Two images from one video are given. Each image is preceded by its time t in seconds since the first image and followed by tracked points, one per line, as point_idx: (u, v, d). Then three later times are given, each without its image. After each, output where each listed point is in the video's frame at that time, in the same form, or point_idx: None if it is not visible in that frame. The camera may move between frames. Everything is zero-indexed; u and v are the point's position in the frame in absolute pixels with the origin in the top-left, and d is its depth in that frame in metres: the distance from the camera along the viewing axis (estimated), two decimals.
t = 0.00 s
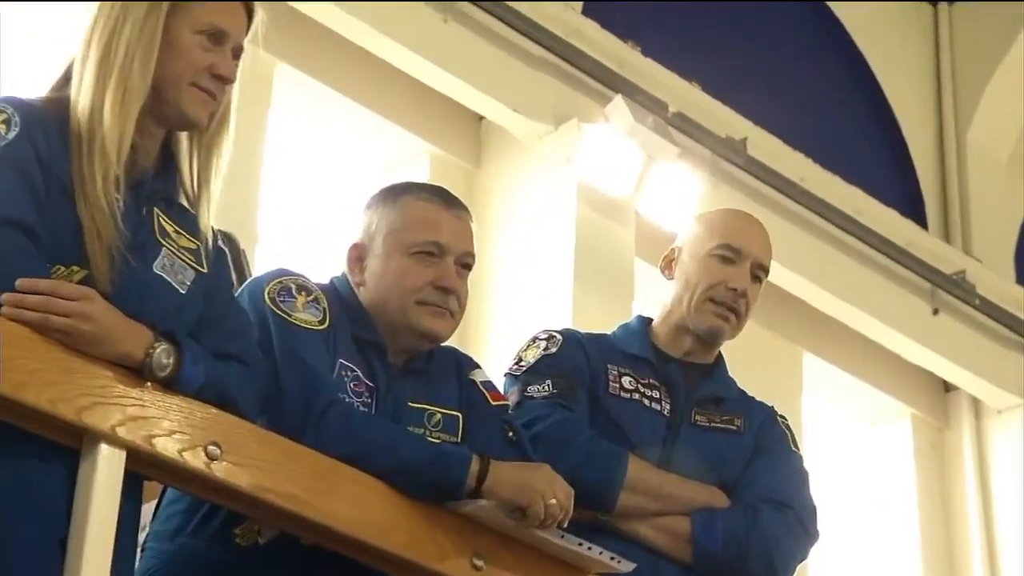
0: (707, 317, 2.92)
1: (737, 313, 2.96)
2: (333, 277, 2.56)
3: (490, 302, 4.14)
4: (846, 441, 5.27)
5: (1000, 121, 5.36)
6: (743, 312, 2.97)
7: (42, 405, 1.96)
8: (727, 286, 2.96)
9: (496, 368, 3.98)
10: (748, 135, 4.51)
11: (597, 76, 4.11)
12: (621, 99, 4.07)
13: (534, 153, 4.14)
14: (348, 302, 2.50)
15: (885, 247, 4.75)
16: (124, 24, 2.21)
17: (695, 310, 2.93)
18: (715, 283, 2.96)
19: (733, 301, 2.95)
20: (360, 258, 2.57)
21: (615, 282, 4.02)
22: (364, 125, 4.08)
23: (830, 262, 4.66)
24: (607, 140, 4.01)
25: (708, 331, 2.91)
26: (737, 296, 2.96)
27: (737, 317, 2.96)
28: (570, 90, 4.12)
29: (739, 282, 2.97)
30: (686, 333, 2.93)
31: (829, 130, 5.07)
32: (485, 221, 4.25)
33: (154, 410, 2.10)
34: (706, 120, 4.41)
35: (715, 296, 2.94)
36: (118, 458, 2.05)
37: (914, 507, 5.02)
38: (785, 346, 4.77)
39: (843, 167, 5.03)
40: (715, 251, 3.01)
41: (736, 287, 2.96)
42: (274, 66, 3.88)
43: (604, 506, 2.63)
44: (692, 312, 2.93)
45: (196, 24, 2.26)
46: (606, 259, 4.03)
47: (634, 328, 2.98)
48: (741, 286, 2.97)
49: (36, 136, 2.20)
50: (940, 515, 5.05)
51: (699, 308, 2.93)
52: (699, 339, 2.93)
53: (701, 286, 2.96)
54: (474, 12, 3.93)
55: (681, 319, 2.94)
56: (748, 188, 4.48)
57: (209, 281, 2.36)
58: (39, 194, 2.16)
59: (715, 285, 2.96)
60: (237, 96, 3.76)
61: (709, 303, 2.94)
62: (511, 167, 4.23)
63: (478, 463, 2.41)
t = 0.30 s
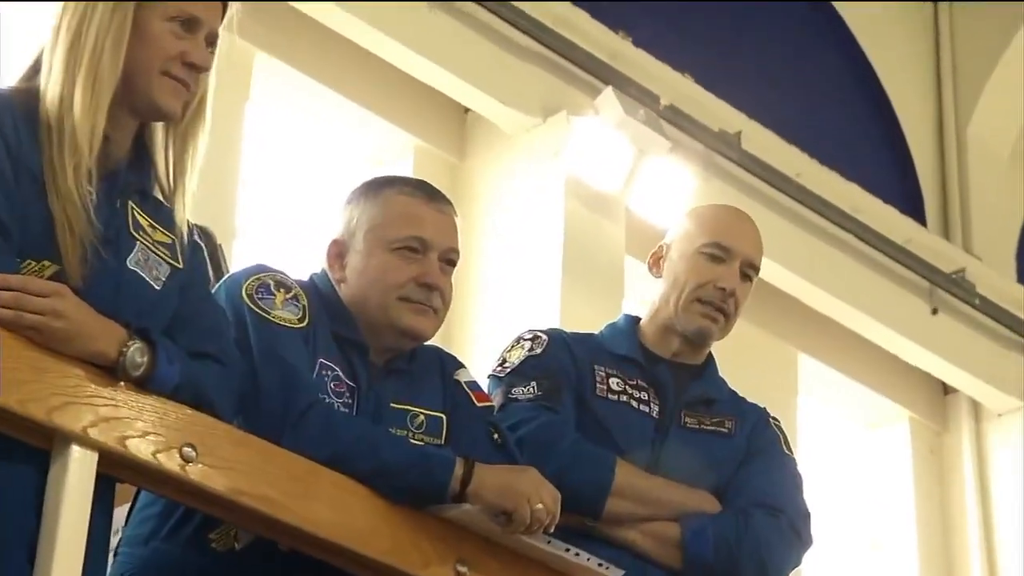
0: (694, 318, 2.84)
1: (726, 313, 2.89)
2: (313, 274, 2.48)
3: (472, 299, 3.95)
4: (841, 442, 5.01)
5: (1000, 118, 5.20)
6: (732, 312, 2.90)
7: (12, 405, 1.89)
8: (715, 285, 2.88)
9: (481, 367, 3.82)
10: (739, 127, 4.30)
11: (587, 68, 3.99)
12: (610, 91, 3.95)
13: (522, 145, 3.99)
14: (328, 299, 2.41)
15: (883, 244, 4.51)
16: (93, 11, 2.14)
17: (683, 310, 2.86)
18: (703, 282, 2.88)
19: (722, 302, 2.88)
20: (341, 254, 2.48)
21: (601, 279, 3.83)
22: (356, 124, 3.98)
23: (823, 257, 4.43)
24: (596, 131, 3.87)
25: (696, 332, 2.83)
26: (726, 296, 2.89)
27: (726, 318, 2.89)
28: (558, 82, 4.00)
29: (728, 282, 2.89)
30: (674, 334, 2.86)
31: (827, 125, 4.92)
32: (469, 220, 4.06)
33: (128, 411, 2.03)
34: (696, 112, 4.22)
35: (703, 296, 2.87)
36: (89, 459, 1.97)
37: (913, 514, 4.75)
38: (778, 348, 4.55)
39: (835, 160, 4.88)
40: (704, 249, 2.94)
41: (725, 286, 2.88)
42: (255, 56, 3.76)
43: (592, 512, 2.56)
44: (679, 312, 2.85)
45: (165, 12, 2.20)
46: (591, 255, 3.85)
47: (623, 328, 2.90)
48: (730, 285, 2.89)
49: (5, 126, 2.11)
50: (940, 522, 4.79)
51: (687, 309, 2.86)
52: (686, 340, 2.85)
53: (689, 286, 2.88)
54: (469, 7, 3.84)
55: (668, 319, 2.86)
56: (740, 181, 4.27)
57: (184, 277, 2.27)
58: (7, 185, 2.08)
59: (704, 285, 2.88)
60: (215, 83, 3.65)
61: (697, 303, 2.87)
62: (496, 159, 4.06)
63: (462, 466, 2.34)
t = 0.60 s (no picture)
0: (684, 316, 2.77)
1: (716, 310, 2.81)
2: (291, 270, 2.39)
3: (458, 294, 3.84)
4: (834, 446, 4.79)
5: (1005, 114, 4.89)
6: (722, 309, 2.82)
7: None
8: (704, 281, 2.81)
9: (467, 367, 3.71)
10: (733, 120, 4.21)
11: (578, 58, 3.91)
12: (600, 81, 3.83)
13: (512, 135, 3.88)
14: (307, 297, 2.33)
15: (880, 240, 4.34)
16: None
17: (671, 308, 2.78)
18: (691, 279, 2.81)
19: (711, 298, 2.80)
20: (321, 249, 2.40)
21: (588, 276, 3.70)
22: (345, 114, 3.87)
23: (816, 250, 4.29)
24: (585, 124, 3.76)
25: (685, 330, 2.76)
26: (715, 292, 2.81)
27: (716, 315, 2.81)
28: (546, 70, 3.91)
29: (716, 277, 2.82)
30: (662, 333, 2.78)
31: (820, 126, 4.70)
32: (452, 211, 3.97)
33: (100, 411, 1.95)
34: (690, 103, 4.14)
35: (691, 294, 2.79)
36: (59, 461, 1.90)
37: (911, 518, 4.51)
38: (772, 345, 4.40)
39: (839, 154, 4.68)
40: (692, 244, 2.86)
41: (714, 282, 2.81)
42: (234, 45, 3.68)
43: (580, 517, 2.47)
44: (667, 310, 2.78)
45: None
46: (575, 249, 3.71)
47: (610, 327, 2.82)
48: (719, 281, 2.82)
49: None
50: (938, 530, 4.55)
51: (676, 307, 2.78)
52: (675, 339, 2.77)
53: (677, 283, 2.81)
54: None
55: (656, 318, 2.79)
56: (734, 175, 4.16)
57: (158, 271, 2.19)
58: None
59: (692, 282, 2.81)
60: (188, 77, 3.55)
61: (686, 301, 2.79)
62: (485, 148, 3.94)
63: (445, 469, 2.25)
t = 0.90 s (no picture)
0: (681, 311, 2.69)
1: (713, 306, 2.74)
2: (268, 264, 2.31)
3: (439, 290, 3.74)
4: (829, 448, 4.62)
5: (1010, 107, 4.74)
6: (719, 305, 2.75)
7: None
8: (702, 276, 2.73)
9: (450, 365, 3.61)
10: (729, 110, 4.06)
11: (565, 44, 3.77)
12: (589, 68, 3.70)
13: (491, 130, 3.78)
14: (284, 292, 2.25)
15: (881, 237, 4.21)
16: None
17: (668, 303, 2.70)
18: (689, 273, 2.73)
19: (709, 294, 2.72)
20: (299, 242, 2.31)
21: (579, 274, 3.62)
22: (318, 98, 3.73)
23: (813, 249, 4.14)
24: (574, 113, 3.66)
25: (682, 326, 2.68)
26: (713, 288, 2.74)
27: (713, 311, 2.73)
28: (534, 59, 3.78)
29: (715, 272, 2.74)
30: (656, 329, 2.70)
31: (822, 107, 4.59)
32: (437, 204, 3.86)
33: (68, 409, 1.87)
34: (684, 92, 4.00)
35: (690, 288, 2.72)
36: (26, 461, 1.80)
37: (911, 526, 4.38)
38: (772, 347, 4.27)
39: (833, 145, 4.55)
40: (689, 237, 2.78)
41: (713, 277, 2.73)
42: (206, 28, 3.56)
43: (564, 520, 2.39)
44: (662, 305, 2.70)
45: None
46: (564, 242, 3.63)
47: (597, 325, 2.73)
48: (718, 276, 2.74)
49: None
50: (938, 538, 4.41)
51: (673, 302, 2.70)
52: (669, 336, 2.69)
53: (674, 277, 2.73)
54: None
55: (651, 313, 2.70)
56: (730, 169, 4.02)
57: (129, 264, 2.11)
58: None
59: (690, 276, 2.73)
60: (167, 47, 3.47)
61: (683, 296, 2.71)
62: (467, 141, 3.84)
63: (427, 470, 2.18)
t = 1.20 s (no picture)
0: (672, 306, 2.62)
1: (705, 303, 2.67)
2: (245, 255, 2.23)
3: (424, 285, 3.66)
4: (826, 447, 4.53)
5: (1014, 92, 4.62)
6: (711, 301, 2.68)
7: None
8: (695, 270, 2.66)
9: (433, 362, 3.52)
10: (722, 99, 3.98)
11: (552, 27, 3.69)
12: (580, 55, 3.64)
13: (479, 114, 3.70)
14: (261, 284, 2.17)
15: (879, 230, 4.12)
16: None
17: (659, 298, 2.63)
18: (681, 268, 2.66)
19: (702, 290, 2.65)
20: (276, 233, 2.23)
21: (568, 267, 3.54)
22: (296, 82, 3.67)
23: (808, 243, 4.05)
24: (561, 102, 3.58)
25: (673, 321, 2.61)
26: (706, 283, 2.67)
27: (705, 307, 2.66)
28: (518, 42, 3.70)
29: (709, 267, 2.67)
30: (646, 325, 2.62)
31: (820, 94, 4.48)
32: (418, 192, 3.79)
33: (36, 406, 1.80)
34: (677, 80, 3.93)
35: (681, 283, 2.65)
36: None
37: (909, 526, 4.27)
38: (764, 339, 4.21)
39: (832, 136, 4.44)
40: (683, 231, 2.71)
41: (706, 273, 2.66)
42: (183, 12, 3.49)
43: (551, 521, 2.32)
44: (653, 300, 2.63)
45: None
46: (552, 237, 3.55)
47: (584, 320, 2.66)
48: (711, 271, 2.67)
49: None
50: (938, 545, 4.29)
51: (664, 297, 2.63)
52: (659, 332, 2.62)
53: (666, 271, 2.66)
54: None
55: (641, 308, 2.63)
56: (724, 160, 3.94)
57: (100, 255, 2.04)
58: None
59: (683, 271, 2.66)
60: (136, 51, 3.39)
61: (675, 291, 2.64)
62: (451, 128, 3.77)
63: (409, 470, 2.10)
